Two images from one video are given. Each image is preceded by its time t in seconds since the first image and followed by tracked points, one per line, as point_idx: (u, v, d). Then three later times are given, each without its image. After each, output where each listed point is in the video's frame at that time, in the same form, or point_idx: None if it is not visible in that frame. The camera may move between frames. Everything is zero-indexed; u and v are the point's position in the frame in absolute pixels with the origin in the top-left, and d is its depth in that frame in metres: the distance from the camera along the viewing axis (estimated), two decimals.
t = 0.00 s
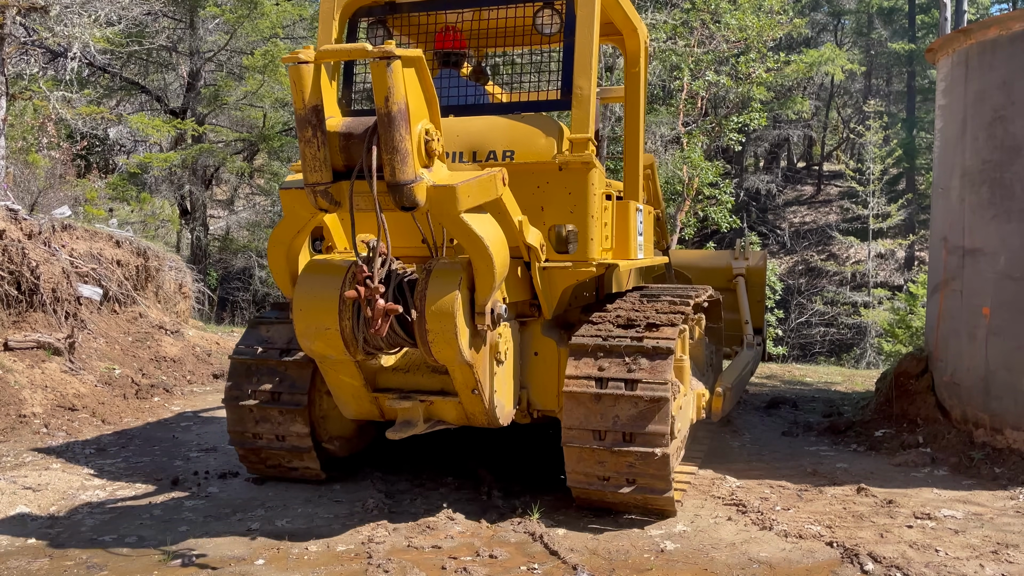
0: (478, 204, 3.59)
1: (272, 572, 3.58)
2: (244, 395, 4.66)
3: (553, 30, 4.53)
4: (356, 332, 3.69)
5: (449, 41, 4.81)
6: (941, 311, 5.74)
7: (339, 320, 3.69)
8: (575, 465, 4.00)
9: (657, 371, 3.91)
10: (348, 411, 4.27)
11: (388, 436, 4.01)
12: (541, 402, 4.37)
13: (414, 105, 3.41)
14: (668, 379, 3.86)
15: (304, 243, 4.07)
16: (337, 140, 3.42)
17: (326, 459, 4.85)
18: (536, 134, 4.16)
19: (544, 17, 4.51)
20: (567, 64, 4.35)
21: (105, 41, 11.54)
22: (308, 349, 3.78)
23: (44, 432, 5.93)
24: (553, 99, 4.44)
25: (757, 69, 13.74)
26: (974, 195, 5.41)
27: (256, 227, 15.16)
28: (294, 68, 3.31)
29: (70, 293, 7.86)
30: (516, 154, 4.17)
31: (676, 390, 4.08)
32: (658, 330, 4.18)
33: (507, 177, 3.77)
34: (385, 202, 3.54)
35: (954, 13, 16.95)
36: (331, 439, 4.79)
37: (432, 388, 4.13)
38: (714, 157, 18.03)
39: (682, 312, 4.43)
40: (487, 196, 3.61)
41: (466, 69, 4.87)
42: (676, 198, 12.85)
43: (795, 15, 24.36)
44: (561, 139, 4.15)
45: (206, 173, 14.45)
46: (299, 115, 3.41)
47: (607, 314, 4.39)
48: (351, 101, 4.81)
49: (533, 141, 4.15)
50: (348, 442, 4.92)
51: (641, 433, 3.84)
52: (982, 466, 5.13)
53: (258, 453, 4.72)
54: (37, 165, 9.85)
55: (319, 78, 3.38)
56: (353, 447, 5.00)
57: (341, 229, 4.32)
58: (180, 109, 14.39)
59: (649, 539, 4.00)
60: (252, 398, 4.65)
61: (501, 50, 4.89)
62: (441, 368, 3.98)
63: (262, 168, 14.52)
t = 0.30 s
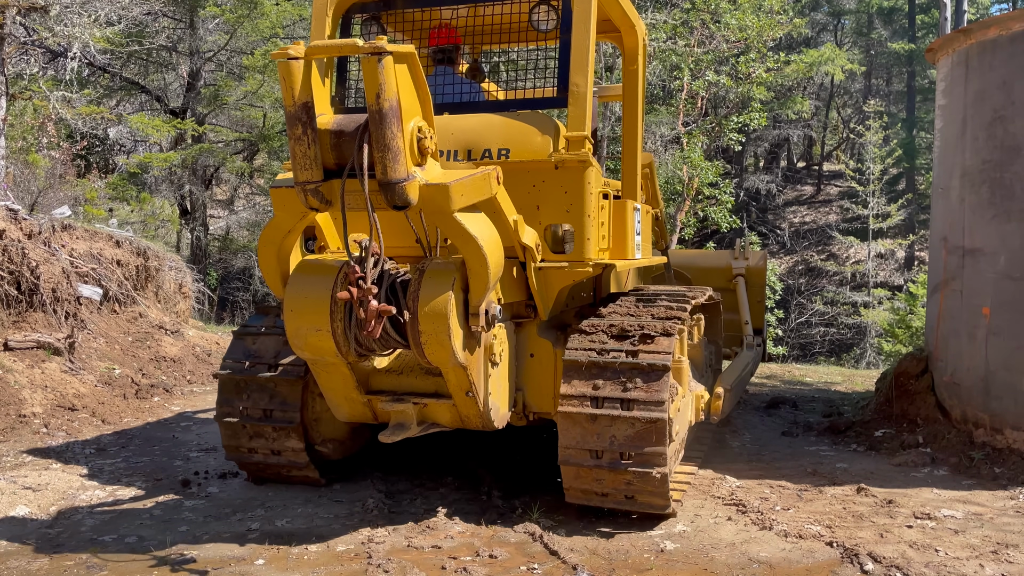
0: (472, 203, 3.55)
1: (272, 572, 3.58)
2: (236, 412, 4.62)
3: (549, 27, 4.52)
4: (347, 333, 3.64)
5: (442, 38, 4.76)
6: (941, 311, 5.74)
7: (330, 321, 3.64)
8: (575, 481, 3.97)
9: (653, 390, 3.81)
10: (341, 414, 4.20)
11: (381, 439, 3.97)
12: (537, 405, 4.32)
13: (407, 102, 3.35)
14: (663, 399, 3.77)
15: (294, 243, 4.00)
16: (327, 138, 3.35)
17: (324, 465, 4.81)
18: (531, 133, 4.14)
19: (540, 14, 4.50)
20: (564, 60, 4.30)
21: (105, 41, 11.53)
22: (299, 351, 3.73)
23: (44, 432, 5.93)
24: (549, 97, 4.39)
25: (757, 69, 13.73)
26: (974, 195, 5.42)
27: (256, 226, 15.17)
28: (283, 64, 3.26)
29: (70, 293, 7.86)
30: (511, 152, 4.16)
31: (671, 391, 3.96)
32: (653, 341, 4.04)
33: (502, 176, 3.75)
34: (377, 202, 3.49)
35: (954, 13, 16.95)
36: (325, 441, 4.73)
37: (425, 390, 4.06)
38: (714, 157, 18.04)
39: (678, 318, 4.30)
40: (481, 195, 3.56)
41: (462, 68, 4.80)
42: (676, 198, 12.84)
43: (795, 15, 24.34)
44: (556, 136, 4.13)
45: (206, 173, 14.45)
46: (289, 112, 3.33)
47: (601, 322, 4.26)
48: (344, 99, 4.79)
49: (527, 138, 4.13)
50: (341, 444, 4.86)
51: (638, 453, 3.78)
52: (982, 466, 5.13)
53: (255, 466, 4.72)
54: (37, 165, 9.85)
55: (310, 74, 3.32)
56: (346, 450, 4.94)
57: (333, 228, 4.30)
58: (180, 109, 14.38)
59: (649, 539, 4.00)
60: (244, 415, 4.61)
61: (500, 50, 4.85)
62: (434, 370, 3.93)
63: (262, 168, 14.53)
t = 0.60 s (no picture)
0: (466, 202, 3.48)
1: (272, 572, 3.58)
2: (229, 425, 4.60)
3: (545, 24, 4.48)
4: (340, 334, 3.57)
5: (439, 35, 4.72)
6: (941, 311, 5.74)
7: (323, 323, 3.57)
8: (578, 493, 3.96)
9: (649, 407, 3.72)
10: (334, 416, 4.15)
11: (375, 442, 3.93)
12: (533, 406, 4.28)
13: (400, 99, 3.28)
14: (660, 417, 3.68)
15: (287, 243, 3.97)
16: (319, 136, 3.28)
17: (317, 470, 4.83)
18: (528, 130, 4.12)
19: (536, 10, 4.47)
20: (560, 58, 4.25)
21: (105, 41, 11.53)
22: (291, 352, 3.66)
23: (44, 432, 5.94)
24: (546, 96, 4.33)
25: (757, 69, 13.72)
26: (974, 195, 5.41)
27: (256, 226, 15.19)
28: (274, 61, 3.19)
29: (70, 293, 7.86)
30: (507, 151, 4.13)
31: (670, 394, 3.90)
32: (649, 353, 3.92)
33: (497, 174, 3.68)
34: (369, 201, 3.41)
35: (954, 14, 16.95)
36: (318, 444, 4.69)
37: (420, 392, 4.02)
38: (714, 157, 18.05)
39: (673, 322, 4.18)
40: (475, 194, 3.50)
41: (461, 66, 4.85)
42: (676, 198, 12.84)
43: (794, 15, 24.33)
44: (553, 134, 4.13)
45: (206, 173, 14.45)
46: (279, 110, 3.24)
47: (594, 329, 4.13)
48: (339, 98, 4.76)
49: (523, 137, 4.11)
50: (336, 447, 4.78)
51: (636, 469, 3.74)
52: (982, 466, 5.13)
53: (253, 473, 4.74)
54: (37, 165, 9.85)
55: (301, 70, 3.24)
56: (343, 451, 4.84)
57: (326, 228, 4.24)
58: (180, 109, 14.38)
59: (649, 539, 4.00)
60: (237, 428, 4.59)
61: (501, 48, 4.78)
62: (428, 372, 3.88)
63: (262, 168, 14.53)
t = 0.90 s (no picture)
0: (463, 200, 3.45)
1: (272, 572, 3.58)
2: (225, 437, 4.54)
3: (543, 22, 4.44)
4: (334, 335, 3.54)
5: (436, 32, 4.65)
6: (941, 311, 5.74)
7: (316, 323, 3.55)
8: (577, 502, 3.96)
9: (647, 423, 3.68)
10: (330, 418, 4.13)
11: (369, 444, 3.90)
12: (531, 408, 4.25)
13: (395, 96, 3.26)
14: (657, 433, 3.65)
15: (280, 242, 3.91)
16: (312, 134, 3.26)
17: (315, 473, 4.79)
18: (525, 129, 4.11)
19: (534, 8, 4.41)
20: (557, 55, 4.26)
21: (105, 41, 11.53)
22: (285, 352, 3.64)
23: (44, 432, 5.95)
24: (543, 93, 4.33)
25: (757, 69, 13.71)
26: (974, 195, 5.41)
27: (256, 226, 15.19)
28: (267, 57, 3.18)
29: (70, 293, 7.86)
30: (504, 149, 4.12)
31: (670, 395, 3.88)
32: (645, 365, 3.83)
33: (493, 173, 3.65)
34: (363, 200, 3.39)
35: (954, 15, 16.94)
36: (314, 446, 4.63)
37: (415, 394, 4.00)
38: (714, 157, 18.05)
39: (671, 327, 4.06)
40: (471, 193, 3.46)
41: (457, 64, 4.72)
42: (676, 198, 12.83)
43: (794, 15, 24.32)
44: (551, 133, 4.12)
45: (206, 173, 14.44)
46: (272, 107, 3.25)
47: (589, 337, 4.02)
48: (334, 95, 4.76)
49: (520, 136, 4.10)
50: (332, 448, 4.73)
51: (637, 483, 3.74)
52: (982, 466, 5.13)
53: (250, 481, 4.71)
54: (37, 165, 9.86)
55: (295, 67, 3.23)
56: (339, 452, 4.81)
57: (321, 228, 4.24)
58: (180, 109, 14.39)
59: (649, 539, 4.00)
60: (233, 440, 4.54)
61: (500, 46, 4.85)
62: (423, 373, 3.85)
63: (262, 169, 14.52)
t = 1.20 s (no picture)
0: (459, 200, 3.42)
1: (272, 572, 3.58)
2: (222, 448, 4.52)
3: (540, 19, 4.58)
4: (328, 336, 3.52)
5: (433, 28, 4.73)
6: (941, 311, 5.74)
7: (310, 324, 3.53)
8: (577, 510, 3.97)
9: (645, 439, 3.64)
10: (325, 419, 4.11)
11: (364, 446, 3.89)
12: (528, 409, 4.24)
13: (390, 94, 3.23)
14: (656, 450, 3.62)
15: (274, 241, 3.91)
16: (306, 132, 3.24)
17: (313, 475, 4.78)
18: (522, 128, 4.08)
19: (530, 6, 4.53)
20: (553, 53, 4.25)
21: (105, 41, 11.52)
22: (279, 354, 3.62)
23: (44, 432, 5.95)
24: (540, 92, 4.29)
25: (757, 69, 13.69)
26: (974, 195, 5.41)
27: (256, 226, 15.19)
28: (259, 54, 3.17)
29: (70, 293, 7.86)
30: (501, 148, 4.10)
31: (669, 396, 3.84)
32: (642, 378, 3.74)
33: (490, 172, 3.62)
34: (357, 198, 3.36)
35: (955, 15, 16.92)
36: (308, 448, 4.58)
37: (411, 395, 3.99)
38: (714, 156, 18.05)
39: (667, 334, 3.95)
40: (467, 192, 3.43)
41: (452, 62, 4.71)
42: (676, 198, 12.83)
43: (794, 14, 24.29)
44: (548, 131, 4.08)
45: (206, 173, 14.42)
46: (265, 105, 3.22)
47: (584, 347, 3.90)
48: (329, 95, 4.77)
49: (518, 134, 4.08)
50: (326, 450, 4.71)
51: (636, 496, 3.75)
52: (982, 466, 5.13)
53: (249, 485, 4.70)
54: (37, 165, 9.86)
55: (287, 64, 3.20)
56: (333, 454, 4.78)
57: (315, 227, 4.23)
58: (180, 109, 14.39)
59: (649, 539, 4.00)
60: (231, 451, 4.51)
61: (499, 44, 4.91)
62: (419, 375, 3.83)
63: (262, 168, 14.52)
